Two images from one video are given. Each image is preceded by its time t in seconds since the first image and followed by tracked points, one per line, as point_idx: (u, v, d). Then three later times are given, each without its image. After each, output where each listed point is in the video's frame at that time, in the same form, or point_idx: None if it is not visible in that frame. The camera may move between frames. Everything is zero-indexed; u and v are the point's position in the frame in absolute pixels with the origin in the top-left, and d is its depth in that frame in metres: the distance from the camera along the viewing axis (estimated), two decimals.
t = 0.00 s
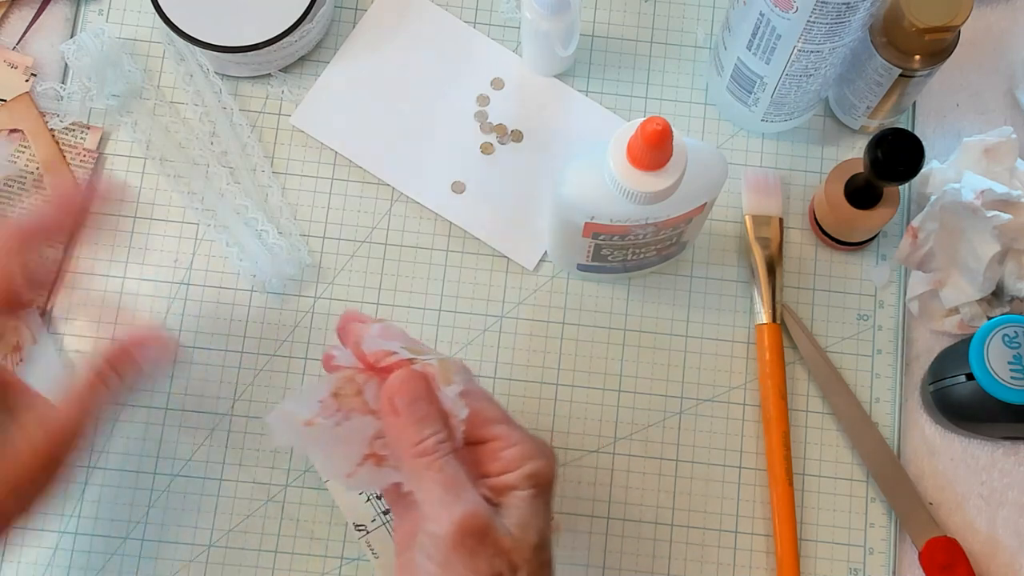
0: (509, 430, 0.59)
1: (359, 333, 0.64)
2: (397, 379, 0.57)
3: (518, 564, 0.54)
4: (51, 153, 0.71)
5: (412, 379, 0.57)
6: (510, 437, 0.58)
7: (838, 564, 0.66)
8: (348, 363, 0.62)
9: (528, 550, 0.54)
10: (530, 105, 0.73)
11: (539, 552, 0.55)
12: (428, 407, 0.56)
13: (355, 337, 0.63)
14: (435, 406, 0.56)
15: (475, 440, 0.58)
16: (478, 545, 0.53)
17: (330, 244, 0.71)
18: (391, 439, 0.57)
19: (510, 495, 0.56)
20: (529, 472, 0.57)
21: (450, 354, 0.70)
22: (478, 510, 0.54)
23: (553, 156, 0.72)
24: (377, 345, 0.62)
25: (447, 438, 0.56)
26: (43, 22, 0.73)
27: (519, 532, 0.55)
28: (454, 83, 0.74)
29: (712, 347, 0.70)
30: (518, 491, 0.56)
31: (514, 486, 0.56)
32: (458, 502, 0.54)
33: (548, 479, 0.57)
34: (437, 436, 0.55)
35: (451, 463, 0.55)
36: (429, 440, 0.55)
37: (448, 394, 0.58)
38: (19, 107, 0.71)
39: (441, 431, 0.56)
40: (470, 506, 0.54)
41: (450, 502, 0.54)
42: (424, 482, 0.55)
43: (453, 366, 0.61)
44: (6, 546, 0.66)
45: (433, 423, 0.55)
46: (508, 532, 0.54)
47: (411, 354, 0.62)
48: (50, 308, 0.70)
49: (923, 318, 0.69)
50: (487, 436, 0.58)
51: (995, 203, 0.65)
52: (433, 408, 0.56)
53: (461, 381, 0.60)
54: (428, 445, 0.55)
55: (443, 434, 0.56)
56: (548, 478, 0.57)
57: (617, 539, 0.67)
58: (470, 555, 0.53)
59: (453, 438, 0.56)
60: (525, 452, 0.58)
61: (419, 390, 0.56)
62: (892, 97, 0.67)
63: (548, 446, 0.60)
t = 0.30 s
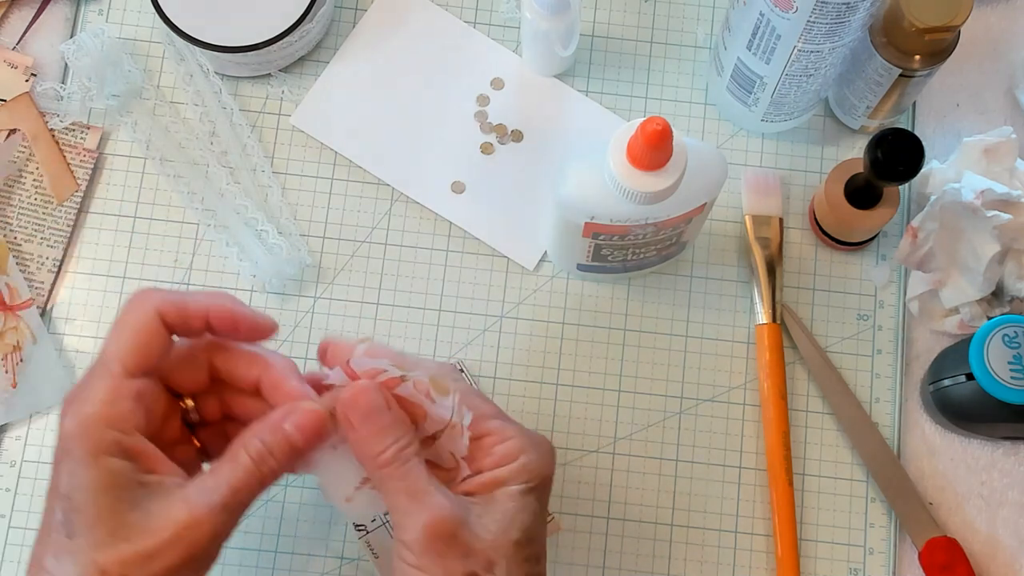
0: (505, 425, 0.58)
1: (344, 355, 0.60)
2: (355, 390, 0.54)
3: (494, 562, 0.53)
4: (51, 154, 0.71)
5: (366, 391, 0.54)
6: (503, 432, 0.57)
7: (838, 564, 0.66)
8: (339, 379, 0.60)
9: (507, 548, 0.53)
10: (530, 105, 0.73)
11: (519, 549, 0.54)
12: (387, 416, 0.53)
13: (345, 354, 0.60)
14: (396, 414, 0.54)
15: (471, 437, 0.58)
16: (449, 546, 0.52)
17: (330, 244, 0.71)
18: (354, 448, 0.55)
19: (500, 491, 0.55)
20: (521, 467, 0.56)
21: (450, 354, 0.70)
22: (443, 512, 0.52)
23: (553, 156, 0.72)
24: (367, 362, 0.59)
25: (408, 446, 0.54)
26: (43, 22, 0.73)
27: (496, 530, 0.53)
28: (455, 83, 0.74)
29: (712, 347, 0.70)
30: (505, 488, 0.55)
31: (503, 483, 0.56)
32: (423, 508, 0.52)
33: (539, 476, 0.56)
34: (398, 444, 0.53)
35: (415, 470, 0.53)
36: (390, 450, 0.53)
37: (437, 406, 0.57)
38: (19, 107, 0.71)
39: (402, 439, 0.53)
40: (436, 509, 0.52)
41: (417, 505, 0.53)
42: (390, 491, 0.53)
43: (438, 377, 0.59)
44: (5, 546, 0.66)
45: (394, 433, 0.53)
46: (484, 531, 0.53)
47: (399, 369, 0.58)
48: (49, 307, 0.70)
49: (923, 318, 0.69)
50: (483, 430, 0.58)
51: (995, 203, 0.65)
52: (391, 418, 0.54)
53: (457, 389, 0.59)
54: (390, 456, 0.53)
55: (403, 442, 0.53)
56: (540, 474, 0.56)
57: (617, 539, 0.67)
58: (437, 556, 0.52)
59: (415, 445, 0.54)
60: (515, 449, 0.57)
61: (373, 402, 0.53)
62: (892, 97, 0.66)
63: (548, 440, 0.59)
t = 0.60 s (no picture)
0: (493, 423, 0.57)
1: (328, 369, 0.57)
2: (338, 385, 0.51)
3: (472, 560, 0.51)
4: (51, 154, 0.71)
5: (353, 382, 0.52)
6: (492, 430, 0.56)
7: (838, 564, 0.66)
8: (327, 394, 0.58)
9: (487, 547, 0.52)
10: (530, 105, 0.73)
11: (502, 548, 0.52)
12: (375, 409, 0.51)
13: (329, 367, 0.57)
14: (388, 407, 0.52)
15: (458, 435, 0.57)
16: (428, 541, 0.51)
17: (330, 244, 0.71)
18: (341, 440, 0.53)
19: (485, 489, 0.54)
20: (508, 465, 0.54)
21: (450, 354, 0.70)
22: (422, 510, 0.51)
23: (553, 156, 0.72)
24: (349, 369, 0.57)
25: (395, 438, 0.52)
26: (43, 22, 0.73)
27: (478, 527, 0.52)
28: (455, 83, 0.73)
29: (712, 347, 0.70)
30: (492, 487, 0.54)
31: (489, 482, 0.54)
32: (405, 504, 0.51)
33: (527, 475, 0.54)
34: (388, 438, 0.52)
35: (400, 464, 0.52)
36: (378, 443, 0.51)
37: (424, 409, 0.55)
38: (19, 107, 0.71)
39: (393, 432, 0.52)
40: (416, 505, 0.51)
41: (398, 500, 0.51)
42: (376, 484, 0.52)
43: (423, 384, 0.57)
44: (5, 546, 0.66)
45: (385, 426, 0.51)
46: (465, 528, 0.52)
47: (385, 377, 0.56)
48: (49, 307, 0.70)
49: (923, 318, 0.69)
50: (470, 429, 0.57)
51: (995, 203, 0.65)
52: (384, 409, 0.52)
53: (445, 389, 0.58)
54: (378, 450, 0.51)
55: (389, 435, 0.51)
56: (528, 473, 0.54)
57: (617, 539, 0.67)
58: (415, 552, 0.51)
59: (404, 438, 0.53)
60: (504, 447, 0.55)
61: (360, 395, 0.51)
62: (893, 97, 0.66)
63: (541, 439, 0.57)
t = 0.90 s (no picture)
0: (487, 429, 0.56)
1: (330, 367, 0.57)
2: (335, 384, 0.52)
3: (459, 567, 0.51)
4: (50, 153, 0.71)
5: (348, 380, 0.52)
6: (484, 437, 0.55)
7: (838, 564, 0.66)
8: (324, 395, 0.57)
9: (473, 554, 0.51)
10: (530, 105, 0.73)
11: (488, 556, 0.52)
12: (370, 410, 0.51)
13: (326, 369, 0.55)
14: (382, 408, 0.52)
15: (451, 440, 0.56)
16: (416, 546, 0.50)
17: (330, 244, 0.71)
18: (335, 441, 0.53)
19: (474, 495, 0.53)
20: (499, 472, 0.54)
21: (450, 354, 0.70)
22: (412, 513, 0.50)
23: (553, 156, 0.72)
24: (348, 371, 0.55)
25: (389, 439, 0.52)
26: (43, 22, 0.73)
27: (464, 534, 0.52)
28: (454, 83, 0.73)
29: (712, 347, 0.70)
30: (481, 493, 0.53)
31: (478, 488, 0.53)
32: (396, 506, 0.51)
33: (517, 482, 0.54)
34: (381, 440, 0.51)
35: (393, 465, 0.51)
36: (370, 443, 0.51)
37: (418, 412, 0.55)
38: (19, 107, 0.71)
39: (387, 434, 0.51)
40: (405, 508, 0.51)
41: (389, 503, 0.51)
42: (368, 485, 0.52)
43: (419, 388, 0.56)
44: (5, 546, 0.66)
45: (377, 428, 0.51)
46: (454, 534, 0.51)
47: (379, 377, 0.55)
48: (49, 307, 0.70)
49: (923, 318, 0.69)
50: (462, 434, 0.55)
51: (995, 203, 0.65)
52: (378, 411, 0.52)
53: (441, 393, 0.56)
54: (370, 451, 0.51)
55: (383, 434, 0.52)
56: (518, 481, 0.54)
57: (616, 539, 0.67)
58: (402, 556, 0.51)
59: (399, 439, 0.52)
60: (496, 454, 0.54)
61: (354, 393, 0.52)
62: (892, 97, 0.66)
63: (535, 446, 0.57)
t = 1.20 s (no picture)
0: (523, 420, 0.58)
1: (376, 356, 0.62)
2: (386, 369, 0.57)
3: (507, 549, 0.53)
4: (51, 154, 0.70)
5: (402, 368, 0.57)
6: (521, 427, 0.58)
7: (838, 564, 0.66)
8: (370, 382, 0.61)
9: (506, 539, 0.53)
10: (530, 105, 0.73)
11: (530, 541, 0.54)
12: (420, 396, 0.56)
13: (374, 357, 0.59)
14: (431, 396, 0.57)
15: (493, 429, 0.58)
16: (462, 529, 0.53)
17: (330, 244, 0.71)
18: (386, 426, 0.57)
19: (514, 482, 0.55)
20: (536, 461, 0.56)
21: (450, 354, 0.70)
22: (462, 495, 0.53)
23: (554, 155, 0.72)
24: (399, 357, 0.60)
25: (441, 424, 0.56)
26: (43, 22, 0.73)
27: (509, 519, 0.54)
28: (454, 83, 0.74)
29: (712, 347, 0.70)
30: (522, 480, 0.55)
31: (519, 475, 0.56)
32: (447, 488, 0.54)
33: (554, 470, 0.56)
34: (431, 425, 0.55)
35: (443, 449, 0.55)
36: (422, 428, 0.55)
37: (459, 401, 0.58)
38: (19, 107, 0.71)
39: (436, 420, 0.55)
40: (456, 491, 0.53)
41: (438, 487, 0.54)
42: (419, 468, 0.55)
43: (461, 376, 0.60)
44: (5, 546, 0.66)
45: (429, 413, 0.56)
46: (499, 519, 0.54)
47: (428, 365, 0.61)
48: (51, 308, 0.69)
49: (923, 318, 0.69)
50: (503, 423, 0.58)
51: (995, 203, 0.65)
52: (427, 398, 0.56)
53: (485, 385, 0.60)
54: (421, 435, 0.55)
55: (435, 420, 0.55)
56: (555, 471, 0.56)
57: (617, 538, 0.67)
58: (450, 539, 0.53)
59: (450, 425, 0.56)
60: (532, 443, 0.57)
61: (406, 377, 0.57)
62: (892, 97, 0.67)
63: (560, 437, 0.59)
